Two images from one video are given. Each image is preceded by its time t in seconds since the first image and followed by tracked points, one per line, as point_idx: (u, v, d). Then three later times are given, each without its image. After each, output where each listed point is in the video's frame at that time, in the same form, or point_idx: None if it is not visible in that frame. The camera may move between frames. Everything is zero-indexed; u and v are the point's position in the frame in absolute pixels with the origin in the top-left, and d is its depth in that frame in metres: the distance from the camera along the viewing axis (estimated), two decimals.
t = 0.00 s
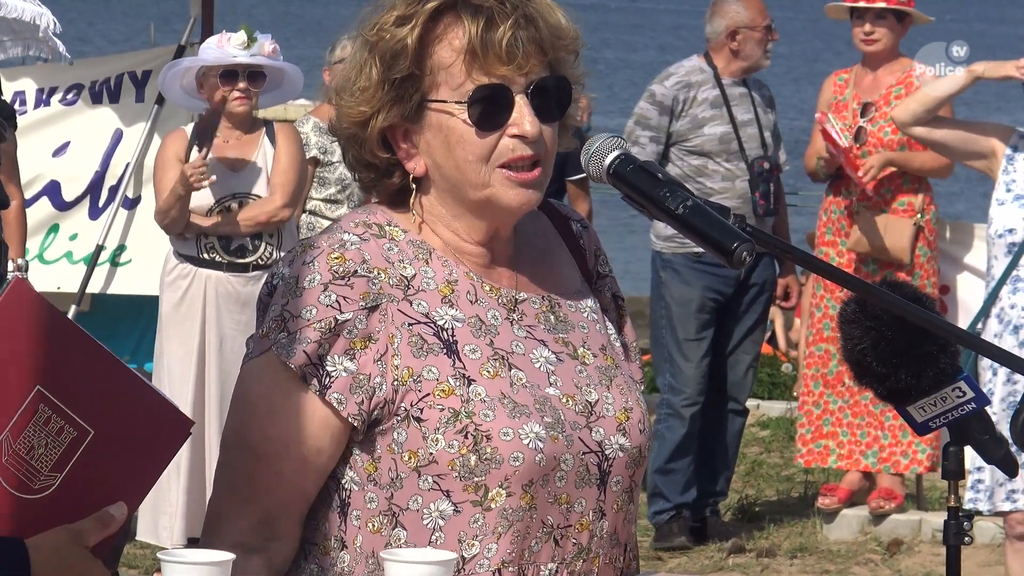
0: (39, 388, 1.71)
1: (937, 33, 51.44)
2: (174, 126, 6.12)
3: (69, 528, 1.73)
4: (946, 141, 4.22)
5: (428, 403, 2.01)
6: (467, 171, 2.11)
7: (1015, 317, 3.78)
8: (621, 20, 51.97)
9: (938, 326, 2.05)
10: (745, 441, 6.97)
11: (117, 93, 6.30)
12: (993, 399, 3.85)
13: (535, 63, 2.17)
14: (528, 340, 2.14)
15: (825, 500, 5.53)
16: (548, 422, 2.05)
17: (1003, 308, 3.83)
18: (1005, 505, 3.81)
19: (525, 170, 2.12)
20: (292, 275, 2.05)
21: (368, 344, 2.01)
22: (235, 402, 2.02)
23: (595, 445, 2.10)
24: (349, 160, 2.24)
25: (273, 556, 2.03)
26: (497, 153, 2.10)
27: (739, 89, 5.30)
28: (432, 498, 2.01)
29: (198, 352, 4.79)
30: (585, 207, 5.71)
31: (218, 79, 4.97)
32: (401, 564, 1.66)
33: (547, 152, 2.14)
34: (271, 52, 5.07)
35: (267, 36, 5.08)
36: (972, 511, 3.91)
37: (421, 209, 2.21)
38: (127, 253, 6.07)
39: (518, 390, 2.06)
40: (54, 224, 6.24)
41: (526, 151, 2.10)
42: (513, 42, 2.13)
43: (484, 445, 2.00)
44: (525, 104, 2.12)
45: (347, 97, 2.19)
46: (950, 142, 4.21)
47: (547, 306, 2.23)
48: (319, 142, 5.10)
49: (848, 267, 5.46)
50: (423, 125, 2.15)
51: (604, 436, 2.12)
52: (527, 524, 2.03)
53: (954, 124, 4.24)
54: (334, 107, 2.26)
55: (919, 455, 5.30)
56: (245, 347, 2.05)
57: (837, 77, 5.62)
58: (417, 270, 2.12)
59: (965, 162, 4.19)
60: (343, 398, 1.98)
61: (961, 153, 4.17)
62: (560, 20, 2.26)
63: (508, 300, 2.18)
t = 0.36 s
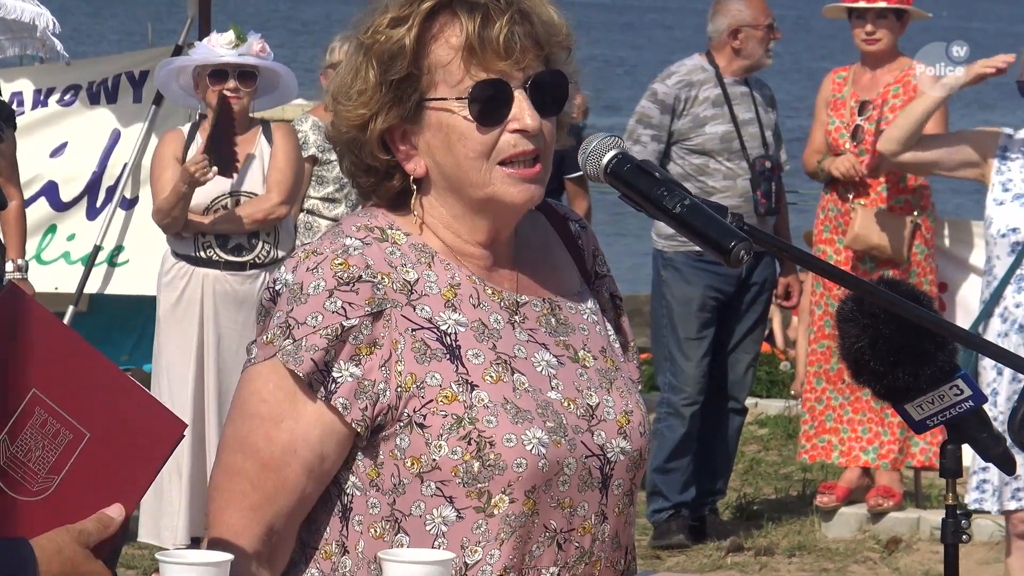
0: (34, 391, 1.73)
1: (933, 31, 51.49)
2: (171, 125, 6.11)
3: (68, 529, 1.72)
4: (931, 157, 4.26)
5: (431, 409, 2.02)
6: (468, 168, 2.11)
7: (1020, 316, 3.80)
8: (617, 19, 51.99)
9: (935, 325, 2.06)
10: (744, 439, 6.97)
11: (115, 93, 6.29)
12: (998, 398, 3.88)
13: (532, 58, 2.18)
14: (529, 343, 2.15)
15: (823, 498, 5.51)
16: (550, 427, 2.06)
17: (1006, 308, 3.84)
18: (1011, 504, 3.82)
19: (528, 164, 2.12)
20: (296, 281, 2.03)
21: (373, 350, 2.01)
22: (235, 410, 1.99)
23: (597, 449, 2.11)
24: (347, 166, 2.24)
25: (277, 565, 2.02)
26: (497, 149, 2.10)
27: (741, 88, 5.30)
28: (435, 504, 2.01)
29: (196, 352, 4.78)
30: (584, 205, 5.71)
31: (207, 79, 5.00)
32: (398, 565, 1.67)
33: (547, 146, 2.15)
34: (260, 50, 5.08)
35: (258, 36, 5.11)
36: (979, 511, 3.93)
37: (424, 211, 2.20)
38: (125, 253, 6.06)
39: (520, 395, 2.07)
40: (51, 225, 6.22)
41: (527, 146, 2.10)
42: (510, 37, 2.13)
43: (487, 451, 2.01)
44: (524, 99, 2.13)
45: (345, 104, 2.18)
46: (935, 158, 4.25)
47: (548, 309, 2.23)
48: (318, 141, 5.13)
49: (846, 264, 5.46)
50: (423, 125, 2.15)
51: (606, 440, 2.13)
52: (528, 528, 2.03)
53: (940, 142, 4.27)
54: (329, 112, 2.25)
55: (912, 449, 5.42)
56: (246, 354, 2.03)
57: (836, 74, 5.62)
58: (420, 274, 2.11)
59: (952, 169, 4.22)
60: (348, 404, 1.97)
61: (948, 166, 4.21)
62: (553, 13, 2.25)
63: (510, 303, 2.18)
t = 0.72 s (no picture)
0: (42, 387, 1.73)
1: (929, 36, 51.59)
2: (167, 126, 6.13)
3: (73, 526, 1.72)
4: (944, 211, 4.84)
5: (428, 416, 2.01)
6: (465, 175, 2.12)
7: (1009, 326, 4.05)
8: (613, 22, 52.03)
9: (928, 327, 2.07)
10: (738, 442, 6.97)
11: (111, 94, 6.30)
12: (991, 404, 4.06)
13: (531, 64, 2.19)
14: (521, 346, 2.15)
15: (817, 502, 5.55)
16: (546, 429, 2.06)
17: (997, 317, 4.09)
18: (1002, 513, 4.06)
19: (522, 171, 2.14)
20: (286, 292, 2.00)
21: (366, 358, 2.00)
22: (229, 419, 1.97)
23: (591, 450, 2.11)
24: (336, 168, 2.22)
25: None
26: (497, 154, 2.11)
27: (739, 92, 5.31)
28: (434, 510, 2.01)
29: (191, 353, 4.77)
30: (580, 208, 5.70)
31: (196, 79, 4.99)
32: (394, 565, 1.67)
33: (541, 151, 2.17)
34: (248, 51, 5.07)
35: (248, 37, 5.10)
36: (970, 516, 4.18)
37: (414, 215, 2.20)
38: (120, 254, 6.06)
39: (515, 399, 2.07)
40: (47, 225, 6.24)
41: (525, 151, 2.12)
42: (512, 42, 2.14)
43: (486, 457, 2.00)
44: (524, 104, 2.14)
45: (338, 105, 2.17)
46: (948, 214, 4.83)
47: (537, 309, 2.24)
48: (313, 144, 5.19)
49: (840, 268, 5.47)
50: (420, 130, 2.15)
51: (600, 440, 2.13)
52: (526, 531, 2.04)
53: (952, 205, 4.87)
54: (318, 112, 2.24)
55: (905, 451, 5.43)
56: (237, 366, 2.00)
57: (831, 75, 5.64)
58: (410, 280, 2.10)
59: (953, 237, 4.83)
60: (343, 413, 1.95)
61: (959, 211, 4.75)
62: (544, 17, 2.28)
63: (501, 306, 2.18)
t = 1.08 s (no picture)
0: (40, 393, 1.72)
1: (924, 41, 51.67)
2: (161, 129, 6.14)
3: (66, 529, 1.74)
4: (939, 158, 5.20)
5: (426, 424, 2.01)
6: (460, 185, 2.12)
7: (999, 335, 4.14)
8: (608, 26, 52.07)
9: (923, 330, 2.07)
10: (732, 445, 6.97)
11: (105, 96, 6.30)
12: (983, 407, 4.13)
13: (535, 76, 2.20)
14: (517, 353, 2.16)
15: (811, 505, 5.55)
16: (543, 438, 2.06)
17: (987, 325, 4.18)
18: (992, 521, 4.12)
19: (516, 183, 2.14)
20: (285, 297, 2.00)
21: (365, 365, 1.99)
22: (225, 422, 1.97)
23: (587, 457, 2.12)
24: (335, 168, 2.22)
25: None
26: (492, 165, 2.12)
27: (736, 95, 5.32)
28: (431, 519, 2.01)
29: (187, 356, 4.77)
30: (575, 211, 5.70)
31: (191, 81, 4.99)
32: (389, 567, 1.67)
33: (538, 164, 2.17)
34: (241, 53, 5.05)
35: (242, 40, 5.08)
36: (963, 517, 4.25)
37: (408, 219, 2.21)
38: (115, 256, 6.06)
39: (513, 407, 2.07)
40: (41, 228, 6.22)
41: (521, 164, 2.12)
42: (520, 55, 2.14)
43: (484, 466, 2.00)
44: (524, 117, 2.14)
45: (337, 107, 2.16)
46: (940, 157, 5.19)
47: (531, 316, 2.25)
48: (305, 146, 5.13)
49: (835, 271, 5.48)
50: (419, 137, 2.15)
51: (595, 447, 2.14)
52: (522, 539, 2.04)
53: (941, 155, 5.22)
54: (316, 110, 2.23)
55: (901, 456, 5.40)
56: (232, 371, 2.00)
57: (827, 73, 5.63)
58: (408, 286, 2.10)
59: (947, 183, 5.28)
60: (343, 421, 1.95)
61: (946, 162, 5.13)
62: (548, 28, 2.27)
63: (496, 313, 2.19)
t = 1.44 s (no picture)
0: (35, 405, 1.73)
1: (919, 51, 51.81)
2: (157, 138, 6.15)
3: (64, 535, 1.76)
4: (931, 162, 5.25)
5: (425, 427, 2.01)
6: (452, 194, 2.13)
7: None
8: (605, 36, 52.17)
9: (918, 340, 2.07)
10: (728, 454, 6.97)
11: (101, 106, 6.27)
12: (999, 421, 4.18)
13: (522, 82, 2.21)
14: (510, 357, 2.17)
15: (807, 513, 5.53)
16: (539, 440, 2.07)
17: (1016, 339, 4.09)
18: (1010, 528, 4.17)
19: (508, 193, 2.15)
20: (280, 304, 2.00)
21: (363, 370, 1.99)
22: (224, 433, 1.96)
23: (580, 460, 2.14)
24: (323, 183, 2.24)
25: None
26: (485, 177, 2.12)
27: (733, 103, 5.33)
28: (430, 522, 2.02)
29: (185, 364, 4.77)
30: (570, 220, 5.69)
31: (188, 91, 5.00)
32: None
33: (528, 175, 2.18)
34: (239, 61, 5.06)
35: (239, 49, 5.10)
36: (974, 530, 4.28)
37: (400, 231, 2.21)
38: (110, 266, 6.07)
39: (509, 410, 2.08)
40: (37, 237, 6.22)
41: (512, 176, 2.13)
42: (508, 60, 2.15)
43: (484, 467, 2.01)
44: (511, 126, 2.15)
45: (321, 120, 2.17)
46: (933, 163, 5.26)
47: (521, 322, 2.27)
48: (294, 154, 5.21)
49: (831, 279, 5.49)
50: (408, 149, 2.16)
51: (587, 451, 2.16)
52: (520, 541, 2.05)
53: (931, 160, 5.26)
54: (302, 126, 2.24)
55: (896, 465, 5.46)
56: (228, 380, 1.99)
57: (825, 80, 5.64)
58: (402, 291, 2.11)
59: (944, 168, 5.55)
60: (342, 424, 1.96)
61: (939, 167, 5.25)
62: (533, 35, 2.29)
63: (489, 318, 2.20)
